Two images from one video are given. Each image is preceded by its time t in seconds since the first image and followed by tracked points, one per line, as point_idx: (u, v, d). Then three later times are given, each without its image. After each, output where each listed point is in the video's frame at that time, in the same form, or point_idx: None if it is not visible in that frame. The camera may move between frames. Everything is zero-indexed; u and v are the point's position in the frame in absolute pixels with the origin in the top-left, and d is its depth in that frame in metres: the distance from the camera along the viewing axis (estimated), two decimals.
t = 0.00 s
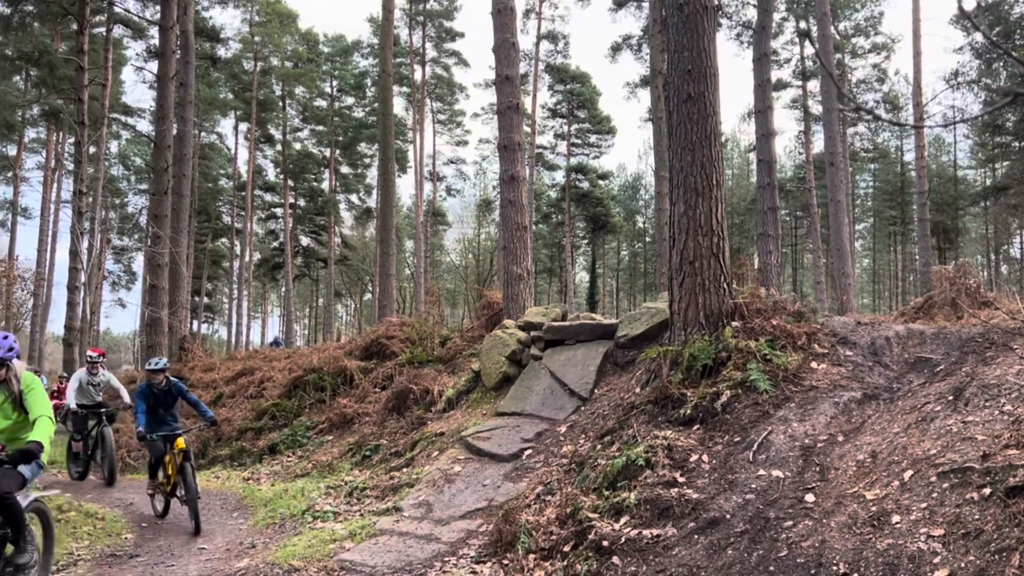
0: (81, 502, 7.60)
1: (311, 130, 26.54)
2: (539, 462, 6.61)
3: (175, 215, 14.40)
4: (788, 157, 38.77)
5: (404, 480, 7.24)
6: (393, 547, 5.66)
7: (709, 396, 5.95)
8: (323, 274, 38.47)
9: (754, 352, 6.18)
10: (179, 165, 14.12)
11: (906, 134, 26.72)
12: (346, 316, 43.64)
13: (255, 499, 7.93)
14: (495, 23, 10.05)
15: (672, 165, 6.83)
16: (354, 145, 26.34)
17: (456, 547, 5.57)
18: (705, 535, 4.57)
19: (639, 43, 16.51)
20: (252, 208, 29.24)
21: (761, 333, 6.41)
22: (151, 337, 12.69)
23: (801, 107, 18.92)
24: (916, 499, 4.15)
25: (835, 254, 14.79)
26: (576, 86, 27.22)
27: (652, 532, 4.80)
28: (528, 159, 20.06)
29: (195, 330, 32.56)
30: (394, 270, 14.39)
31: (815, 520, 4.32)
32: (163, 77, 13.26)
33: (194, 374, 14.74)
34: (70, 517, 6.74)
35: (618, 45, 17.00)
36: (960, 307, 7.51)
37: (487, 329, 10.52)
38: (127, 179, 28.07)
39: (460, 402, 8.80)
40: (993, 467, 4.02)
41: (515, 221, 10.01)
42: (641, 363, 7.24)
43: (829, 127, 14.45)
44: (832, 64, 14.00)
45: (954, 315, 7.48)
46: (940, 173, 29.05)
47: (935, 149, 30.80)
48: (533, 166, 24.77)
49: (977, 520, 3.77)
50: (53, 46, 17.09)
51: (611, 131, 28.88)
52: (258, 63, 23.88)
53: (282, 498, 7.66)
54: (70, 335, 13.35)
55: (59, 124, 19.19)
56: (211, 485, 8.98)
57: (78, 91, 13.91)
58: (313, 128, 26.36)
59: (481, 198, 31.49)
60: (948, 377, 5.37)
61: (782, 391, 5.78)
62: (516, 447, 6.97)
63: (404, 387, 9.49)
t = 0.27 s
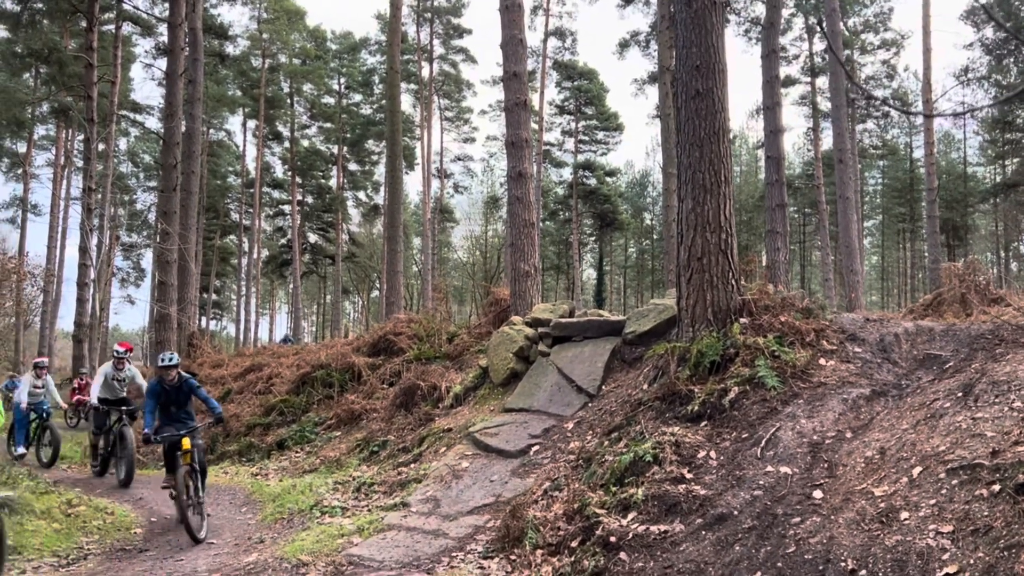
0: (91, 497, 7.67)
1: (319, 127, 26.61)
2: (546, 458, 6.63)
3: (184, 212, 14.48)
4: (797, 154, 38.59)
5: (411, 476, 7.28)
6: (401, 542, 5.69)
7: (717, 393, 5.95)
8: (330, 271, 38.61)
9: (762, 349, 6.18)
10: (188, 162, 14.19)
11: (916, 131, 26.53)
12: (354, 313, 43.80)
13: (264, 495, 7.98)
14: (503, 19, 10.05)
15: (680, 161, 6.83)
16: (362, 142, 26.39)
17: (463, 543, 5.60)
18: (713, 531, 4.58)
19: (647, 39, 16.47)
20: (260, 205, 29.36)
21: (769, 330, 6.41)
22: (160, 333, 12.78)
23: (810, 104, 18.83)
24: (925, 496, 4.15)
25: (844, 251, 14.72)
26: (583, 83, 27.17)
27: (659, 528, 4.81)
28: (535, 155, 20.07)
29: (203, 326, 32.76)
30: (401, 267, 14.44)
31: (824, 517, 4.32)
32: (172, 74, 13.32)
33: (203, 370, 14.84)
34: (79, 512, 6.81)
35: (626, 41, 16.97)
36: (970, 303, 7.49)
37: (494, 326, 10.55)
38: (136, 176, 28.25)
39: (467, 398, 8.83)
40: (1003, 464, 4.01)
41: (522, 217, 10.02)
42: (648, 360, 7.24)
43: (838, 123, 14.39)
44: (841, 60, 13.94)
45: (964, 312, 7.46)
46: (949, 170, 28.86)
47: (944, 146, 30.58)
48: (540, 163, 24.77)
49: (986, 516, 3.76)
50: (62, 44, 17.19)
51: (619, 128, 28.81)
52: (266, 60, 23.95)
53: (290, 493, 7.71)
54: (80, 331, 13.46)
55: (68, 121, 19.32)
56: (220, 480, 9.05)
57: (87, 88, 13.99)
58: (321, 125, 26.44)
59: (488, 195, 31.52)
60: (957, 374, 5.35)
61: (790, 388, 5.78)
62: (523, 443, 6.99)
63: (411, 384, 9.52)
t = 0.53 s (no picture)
0: (103, 492, 7.75)
1: (327, 124, 26.69)
2: (554, 454, 6.65)
3: (193, 209, 14.57)
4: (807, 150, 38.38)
5: (420, 472, 7.32)
6: (409, 537, 5.73)
7: (726, 390, 5.95)
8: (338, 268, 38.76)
9: (771, 346, 6.17)
10: (197, 159, 14.26)
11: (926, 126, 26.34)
12: (362, 310, 43.96)
13: (273, 490, 8.04)
14: (511, 16, 10.04)
15: (689, 157, 6.81)
16: (370, 139, 26.43)
17: (472, 539, 5.64)
18: (721, 528, 4.59)
19: (656, 35, 16.43)
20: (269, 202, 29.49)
21: (778, 326, 6.40)
22: (170, 330, 12.87)
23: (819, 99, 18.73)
24: (934, 492, 4.15)
25: (853, 248, 14.65)
26: (591, 79, 27.11)
27: (667, 525, 4.82)
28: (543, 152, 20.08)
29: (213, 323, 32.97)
30: (409, 263, 14.48)
31: (833, 513, 4.33)
32: (181, 71, 13.39)
33: (213, 367, 14.94)
34: (91, 508, 6.90)
35: (634, 37, 16.92)
36: (980, 300, 7.45)
37: (502, 322, 10.57)
38: (145, 173, 28.41)
39: (475, 395, 8.86)
40: (1013, 461, 3.99)
41: (530, 214, 10.03)
42: (657, 356, 7.24)
43: (848, 119, 14.32)
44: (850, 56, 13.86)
45: (974, 308, 7.42)
46: (960, 166, 28.64)
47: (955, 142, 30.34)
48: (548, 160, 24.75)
49: (996, 513, 3.75)
50: (73, 42, 17.32)
51: (627, 125, 28.74)
52: (274, 57, 24.02)
53: (299, 490, 7.77)
54: (91, 327, 13.57)
55: (78, 119, 19.46)
56: (230, 476, 9.12)
57: (97, 86, 14.08)
58: (329, 122, 26.52)
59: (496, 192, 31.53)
60: (967, 371, 5.33)
61: (799, 384, 5.78)
62: (531, 439, 7.02)
63: (419, 380, 9.56)
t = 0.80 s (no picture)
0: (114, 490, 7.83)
1: (335, 122, 26.77)
2: (563, 451, 6.67)
3: (201, 207, 14.64)
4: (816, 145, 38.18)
5: (428, 469, 7.35)
6: (418, 534, 5.77)
7: (734, 386, 5.96)
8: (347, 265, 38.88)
9: (780, 342, 6.17)
10: (205, 157, 14.33)
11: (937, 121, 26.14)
12: (370, 307, 44.08)
13: (283, 487, 8.10)
14: (518, 12, 10.04)
15: (697, 154, 6.80)
16: (378, 136, 26.48)
17: (480, 535, 5.67)
18: (730, 525, 4.60)
19: (664, 31, 16.37)
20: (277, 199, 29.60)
21: (787, 323, 6.39)
22: (179, 327, 12.95)
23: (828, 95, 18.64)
24: (944, 489, 4.14)
25: (863, 243, 14.58)
26: (599, 75, 27.04)
27: (676, 521, 4.83)
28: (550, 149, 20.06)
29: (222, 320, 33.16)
30: (417, 260, 14.52)
31: (842, 510, 4.32)
32: (189, 70, 13.45)
33: (222, 364, 15.04)
34: (101, 506, 6.99)
35: (642, 33, 16.86)
36: (990, 295, 7.41)
37: (510, 319, 10.59)
38: (154, 171, 28.58)
39: (483, 392, 8.89)
40: (1023, 457, 3.98)
41: (538, 211, 10.04)
42: (665, 353, 7.24)
43: (857, 114, 14.24)
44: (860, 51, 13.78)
45: (984, 304, 7.38)
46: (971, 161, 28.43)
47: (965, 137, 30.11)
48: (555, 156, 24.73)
49: (1006, 510, 3.74)
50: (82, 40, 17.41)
51: (634, 121, 28.66)
52: (282, 55, 24.09)
53: (308, 487, 7.82)
54: (101, 325, 13.67)
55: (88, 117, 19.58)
56: (239, 473, 9.18)
57: (106, 84, 14.16)
58: (337, 120, 26.59)
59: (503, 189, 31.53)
60: (977, 367, 5.31)
61: (808, 381, 5.77)
62: (540, 436, 7.04)
63: (428, 377, 9.60)
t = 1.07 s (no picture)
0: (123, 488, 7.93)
1: (342, 119, 26.82)
2: (570, 449, 6.68)
3: (209, 205, 14.70)
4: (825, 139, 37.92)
5: (436, 466, 7.39)
6: (427, 532, 5.80)
7: (741, 384, 5.95)
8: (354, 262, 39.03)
9: (787, 340, 6.15)
10: (213, 155, 14.38)
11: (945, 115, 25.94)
12: (378, 304, 44.22)
13: (291, 485, 8.16)
14: (524, 10, 10.02)
15: (704, 151, 6.78)
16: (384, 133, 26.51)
17: (488, 533, 5.70)
18: (737, 523, 4.60)
19: (671, 27, 16.29)
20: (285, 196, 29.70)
21: (794, 320, 6.37)
22: (188, 325, 13.02)
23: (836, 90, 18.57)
24: (951, 487, 4.12)
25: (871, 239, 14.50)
26: (606, 71, 26.95)
27: (683, 520, 4.84)
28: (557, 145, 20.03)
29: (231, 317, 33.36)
30: (425, 258, 14.55)
31: (849, 508, 4.32)
32: (196, 68, 13.50)
33: (231, 362, 15.15)
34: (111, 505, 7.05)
35: (649, 29, 16.78)
36: (999, 292, 7.36)
37: (517, 317, 10.60)
38: (161, 169, 28.72)
39: (491, 389, 8.92)
40: None
41: (545, 208, 10.04)
42: (672, 351, 7.24)
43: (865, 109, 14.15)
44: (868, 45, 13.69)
45: (993, 300, 7.34)
46: (981, 155, 28.20)
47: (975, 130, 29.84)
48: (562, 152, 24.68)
49: (1014, 508, 3.72)
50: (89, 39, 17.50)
51: (642, 116, 28.55)
52: (289, 52, 24.14)
53: (317, 484, 7.89)
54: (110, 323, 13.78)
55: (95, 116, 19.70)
56: (248, 471, 9.25)
57: (114, 83, 14.23)
58: (344, 117, 26.65)
59: (511, 185, 31.51)
60: (985, 364, 5.28)
61: (816, 378, 5.75)
62: (548, 434, 7.05)
63: (435, 375, 9.63)
